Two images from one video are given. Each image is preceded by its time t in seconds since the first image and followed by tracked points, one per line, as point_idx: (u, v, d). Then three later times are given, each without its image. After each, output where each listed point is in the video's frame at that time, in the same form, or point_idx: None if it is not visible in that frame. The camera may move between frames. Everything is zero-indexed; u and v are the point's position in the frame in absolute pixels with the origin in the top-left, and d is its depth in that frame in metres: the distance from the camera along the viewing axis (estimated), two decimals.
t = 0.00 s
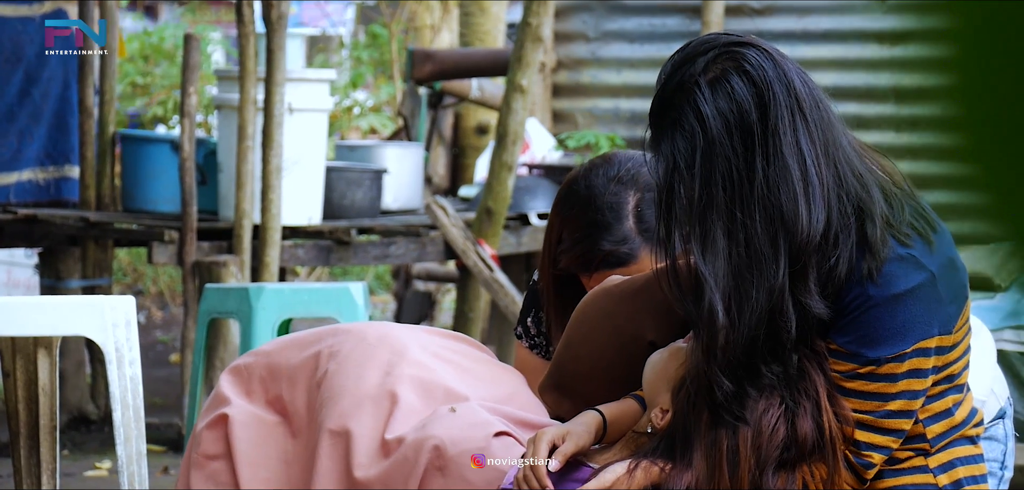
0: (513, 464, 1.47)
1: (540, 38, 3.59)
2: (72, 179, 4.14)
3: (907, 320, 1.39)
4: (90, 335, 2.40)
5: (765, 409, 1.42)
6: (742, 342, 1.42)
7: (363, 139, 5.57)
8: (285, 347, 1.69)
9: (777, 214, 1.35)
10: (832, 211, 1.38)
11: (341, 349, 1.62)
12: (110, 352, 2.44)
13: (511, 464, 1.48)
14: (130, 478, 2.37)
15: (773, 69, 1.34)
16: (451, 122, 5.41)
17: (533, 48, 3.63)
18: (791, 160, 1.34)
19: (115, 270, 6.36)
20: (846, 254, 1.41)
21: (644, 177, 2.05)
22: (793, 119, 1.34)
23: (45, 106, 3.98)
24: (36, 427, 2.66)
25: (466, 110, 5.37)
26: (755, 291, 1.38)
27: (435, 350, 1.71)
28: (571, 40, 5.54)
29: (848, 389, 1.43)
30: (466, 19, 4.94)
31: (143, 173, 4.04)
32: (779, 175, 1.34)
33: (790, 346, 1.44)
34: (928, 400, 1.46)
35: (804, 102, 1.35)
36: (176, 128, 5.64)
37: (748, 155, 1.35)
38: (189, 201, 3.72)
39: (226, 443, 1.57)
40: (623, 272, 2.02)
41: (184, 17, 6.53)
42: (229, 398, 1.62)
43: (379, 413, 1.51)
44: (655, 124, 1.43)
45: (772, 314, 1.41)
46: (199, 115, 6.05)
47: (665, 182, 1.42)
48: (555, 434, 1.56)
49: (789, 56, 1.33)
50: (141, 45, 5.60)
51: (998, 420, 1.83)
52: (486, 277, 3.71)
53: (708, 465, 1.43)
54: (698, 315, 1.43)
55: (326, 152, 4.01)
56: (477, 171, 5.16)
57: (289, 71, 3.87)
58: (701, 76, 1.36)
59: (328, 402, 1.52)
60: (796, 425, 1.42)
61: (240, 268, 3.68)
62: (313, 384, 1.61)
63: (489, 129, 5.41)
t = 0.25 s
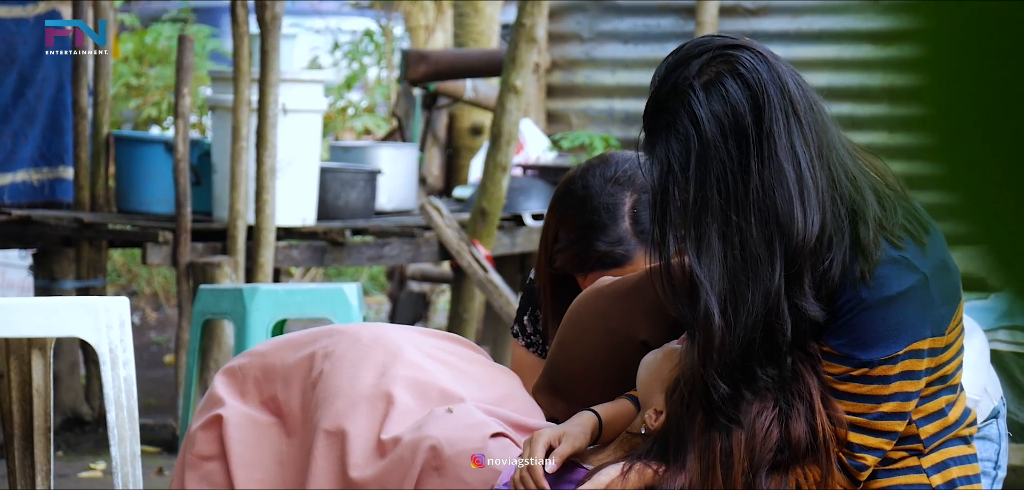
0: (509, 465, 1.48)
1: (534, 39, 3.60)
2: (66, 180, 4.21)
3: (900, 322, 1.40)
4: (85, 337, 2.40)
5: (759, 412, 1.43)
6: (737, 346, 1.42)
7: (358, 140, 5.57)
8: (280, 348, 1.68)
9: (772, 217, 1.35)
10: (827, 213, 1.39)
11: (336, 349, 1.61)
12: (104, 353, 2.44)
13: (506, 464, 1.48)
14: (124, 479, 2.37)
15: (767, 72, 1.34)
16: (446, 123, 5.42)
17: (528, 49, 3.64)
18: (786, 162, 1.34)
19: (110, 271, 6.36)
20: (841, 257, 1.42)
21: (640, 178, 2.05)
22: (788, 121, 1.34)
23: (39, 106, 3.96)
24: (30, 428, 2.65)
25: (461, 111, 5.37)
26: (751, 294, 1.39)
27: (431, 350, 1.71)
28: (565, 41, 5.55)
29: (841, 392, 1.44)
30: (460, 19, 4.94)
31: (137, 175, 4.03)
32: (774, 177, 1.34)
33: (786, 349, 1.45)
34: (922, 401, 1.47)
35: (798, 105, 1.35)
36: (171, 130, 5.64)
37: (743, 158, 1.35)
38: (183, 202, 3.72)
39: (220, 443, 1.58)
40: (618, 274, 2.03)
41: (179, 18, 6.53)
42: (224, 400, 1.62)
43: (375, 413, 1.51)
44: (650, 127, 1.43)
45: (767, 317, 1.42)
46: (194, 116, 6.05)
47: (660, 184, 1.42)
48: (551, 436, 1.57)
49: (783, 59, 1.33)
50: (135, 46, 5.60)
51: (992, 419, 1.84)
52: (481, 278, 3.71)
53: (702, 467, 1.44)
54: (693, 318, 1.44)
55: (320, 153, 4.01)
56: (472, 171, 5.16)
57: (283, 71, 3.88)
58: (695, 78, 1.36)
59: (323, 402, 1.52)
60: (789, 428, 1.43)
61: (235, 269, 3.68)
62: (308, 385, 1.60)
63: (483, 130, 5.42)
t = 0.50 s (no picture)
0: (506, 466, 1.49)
1: (529, 39, 3.60)
2: (62, 181, 4.14)
3: (894, 321, 1.41)
4: (80, 337, 2.40)
5: (753, 413, 1.43)
6: (731, 347, 1.42)
7: (354, 140, 5.57)
8: (274, 348, 1.68)
9: (765, 216, 1.36)
10: (821, 213, 1.39)
11: (330, 349, 1.61)
12: (99, 353, 2.43)
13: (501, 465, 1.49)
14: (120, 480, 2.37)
15: (760, 72, 1.35)
16: (441, 123, 5.43)
17: (522, 49, 3.64)
18: (779, 162, 1.34)
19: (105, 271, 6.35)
20: (835, 256, 1.42)
21: (631, 179, 2.05)
22: (780, 121, 1.35)
23: (33, 106, 3.97)
24: (26, 429, 2.65)
25: (456, 110, 5.38)
26: (745, 293, 1.38)
27: (424, 350, 1.71)
28: (560, 40, 5.55)
29: (836, 392, 1.45)
30: (455, 19, 4.94)
31: (132, 175, 4.03)
32: (767, 177, 1.34)
33: (779, 348, 1.44)
34: (917, 401, 1.48)
35: (791, 104, 1.36)
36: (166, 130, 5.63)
37: (736, 158, 1.36)
38: (178, 202, 3.72)
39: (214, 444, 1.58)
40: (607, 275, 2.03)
41: (173, 18, 6.52)
42: (218, 400, 1.62)
43: (370, 413, 1.52)
44: (643, 127, 1.43)
45: (761, 318, 1.42)
46: (189, 117, 6.05)
47: (653, 184, 1.42)
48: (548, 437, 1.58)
49: (776, 58, 1.34)
50: (130, 46, 5.59)
51: (986, 418, 1.85)
52: (477, 278, 3.72)
53: (697, 467, 1.45)
54: (687, 317, 1.43)
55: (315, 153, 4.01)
56: (467, 171, 5.16)
57: (277, 71, 3.87)
58: (688, 78, 1.37)
59: (318, 402, 1.52)
60: (784, 428, 1.44)
61: (230, 269, 3.67)
62: (301, 386, 1.60)
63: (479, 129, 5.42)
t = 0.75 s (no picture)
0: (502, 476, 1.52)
1: (526, 41, 3.60)
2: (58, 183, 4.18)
3: (891, 328, 1.41)
4: (77, 339, 2.40)
5: (750, 419, 1.43)
6: (726, 354, 1.43)
7: (351, 142, 5.57)
8: (264, 351, 1.67)
9: (762, 225, 1.35)
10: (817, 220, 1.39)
11: (320, 354, 1.61)
12: (97, 356, 2.43)
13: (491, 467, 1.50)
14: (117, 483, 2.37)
15: (756, 79, 1.34)
16: (438, 126, 5.43)
17: (520, 51, 3.64)
18: (776, 170, 1.34)
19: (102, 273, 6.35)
20: (832, 263, 1.42)
21: (621, 185, 2.04)
22: (777, 128, 1.34)
23: (30, 109, 3.93)
24: (23, 432, 2.65)
25: (454, 113, 5.38)
26: (740, 301, 1.39)
27: (414, 353, 1.70)
28: (557, 43, 5.55)
29: (833, 397, 1.44)
30: (453, 21, 4.95)
31: (130, 177, 4.03)
32: (764, 185, 1.34)
33: (776, 355, 1.45)
34: (915, 405, 1.48)
35: (788, 111, 1.35)
36: (163, 132, 5.63)
37: (731, 166, 1.36)
38: (175, 204, 3.72)
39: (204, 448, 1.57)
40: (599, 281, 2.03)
41: (170, 20, 6.52)
42: (209, 402, 1.62)
43: (360, 417, 1.51)
44: (639, 134, 1.44)
45: (757, 327, 1.42)
46: (186, 119, 6.04)
47: (649, 192, 1.43)
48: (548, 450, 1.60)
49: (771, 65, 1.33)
50: (127, 48, 5.59)
51: (983, 420, 1.86)
52: (474, 280, 3.68)
53: (694, 477, 1.45)
54: (682, 325, 1.45)
55: (313, 155, 4.01)
56: (464, 173, 5.16)
57: (275, 74, 3.88)
58: (684, 86, 1.37)
59: (309, 407, 1.52)
60: (780, 434, 1.44)
61: (227, 272, 3.67)
62: (292, 389, 1.60)
63: (476, 132, 5.43)
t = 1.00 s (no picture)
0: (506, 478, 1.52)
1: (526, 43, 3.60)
2: (58, 186, 4.22)
3: (892, 330, 1.41)
4: (78, 343, 2.39)
5: (753, 424, 1.43)
6: (728, 356, 1.42)
7: (350, 145, 5.57)
8: (257, 344, 1.53)
9: (762, 226, 1.36)
10: (817, 222, 1.39)
11: (305, 344, 1.45)
12: (97, 359, 2.43)
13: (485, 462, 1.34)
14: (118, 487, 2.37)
15: (754, 81, 1.34)
16: (438, 128, 5.44)
17: (520, 53, 3.64)
18: (775, 172, 1.34)
19: (102, 277, 6.36)
20: (832, 264, 1.42)
21: (617, 186, 2.03)
22: (775, 131, 1.34)
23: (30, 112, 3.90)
24: (24, 435, 2.65)
25: (453, 115, 5.39)
26: (742, 303, 1.39)
27: (411, 338, 1.52)
28: (557, 45, 5.56)
29: (836, 400, 1.45)
30: (452, 24, 4.95)
31: (130, 180, 4.03)
32: (763, 187, 1.34)
33: (777, 357, 1.44)
34: (915, 406, 1.48)
35: (786, 114, 1.36)
36: (163, 135, 5.64)
37: (731, 169, 1.36)
38: (175, 207, 3.72)
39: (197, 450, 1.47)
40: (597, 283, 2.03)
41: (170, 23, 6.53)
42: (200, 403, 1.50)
43: (343, 413, 1.34)
44: (637, 137, 1.43)
45: (760, 330, 1.42)
46: (187, 122, 6.05)
47: (648, 195, 1.42)
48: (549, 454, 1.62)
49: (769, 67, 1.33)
50: (127, 51, 5.60)
51: (984, 421, 1.86)
52: (474, 282, 3.71)
53: (698, 482, 1.45)
54: (684, 328, 1.45)
55: (313, 158, 4.01)
56: (464, 176, 5.17)
57: (275, 77, 3.88)
58: (682, 88, 1.36)
59: (293, 402, 1.37)
60: (783, 439, 1.44)
61: (228, 275, 3.68)
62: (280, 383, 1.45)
63: (475, 134, 5.44)
